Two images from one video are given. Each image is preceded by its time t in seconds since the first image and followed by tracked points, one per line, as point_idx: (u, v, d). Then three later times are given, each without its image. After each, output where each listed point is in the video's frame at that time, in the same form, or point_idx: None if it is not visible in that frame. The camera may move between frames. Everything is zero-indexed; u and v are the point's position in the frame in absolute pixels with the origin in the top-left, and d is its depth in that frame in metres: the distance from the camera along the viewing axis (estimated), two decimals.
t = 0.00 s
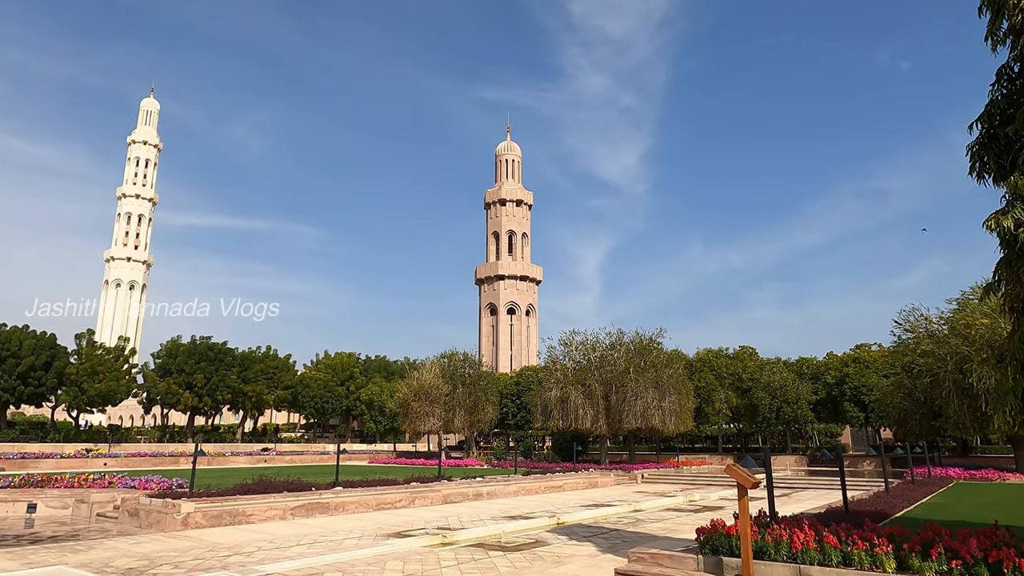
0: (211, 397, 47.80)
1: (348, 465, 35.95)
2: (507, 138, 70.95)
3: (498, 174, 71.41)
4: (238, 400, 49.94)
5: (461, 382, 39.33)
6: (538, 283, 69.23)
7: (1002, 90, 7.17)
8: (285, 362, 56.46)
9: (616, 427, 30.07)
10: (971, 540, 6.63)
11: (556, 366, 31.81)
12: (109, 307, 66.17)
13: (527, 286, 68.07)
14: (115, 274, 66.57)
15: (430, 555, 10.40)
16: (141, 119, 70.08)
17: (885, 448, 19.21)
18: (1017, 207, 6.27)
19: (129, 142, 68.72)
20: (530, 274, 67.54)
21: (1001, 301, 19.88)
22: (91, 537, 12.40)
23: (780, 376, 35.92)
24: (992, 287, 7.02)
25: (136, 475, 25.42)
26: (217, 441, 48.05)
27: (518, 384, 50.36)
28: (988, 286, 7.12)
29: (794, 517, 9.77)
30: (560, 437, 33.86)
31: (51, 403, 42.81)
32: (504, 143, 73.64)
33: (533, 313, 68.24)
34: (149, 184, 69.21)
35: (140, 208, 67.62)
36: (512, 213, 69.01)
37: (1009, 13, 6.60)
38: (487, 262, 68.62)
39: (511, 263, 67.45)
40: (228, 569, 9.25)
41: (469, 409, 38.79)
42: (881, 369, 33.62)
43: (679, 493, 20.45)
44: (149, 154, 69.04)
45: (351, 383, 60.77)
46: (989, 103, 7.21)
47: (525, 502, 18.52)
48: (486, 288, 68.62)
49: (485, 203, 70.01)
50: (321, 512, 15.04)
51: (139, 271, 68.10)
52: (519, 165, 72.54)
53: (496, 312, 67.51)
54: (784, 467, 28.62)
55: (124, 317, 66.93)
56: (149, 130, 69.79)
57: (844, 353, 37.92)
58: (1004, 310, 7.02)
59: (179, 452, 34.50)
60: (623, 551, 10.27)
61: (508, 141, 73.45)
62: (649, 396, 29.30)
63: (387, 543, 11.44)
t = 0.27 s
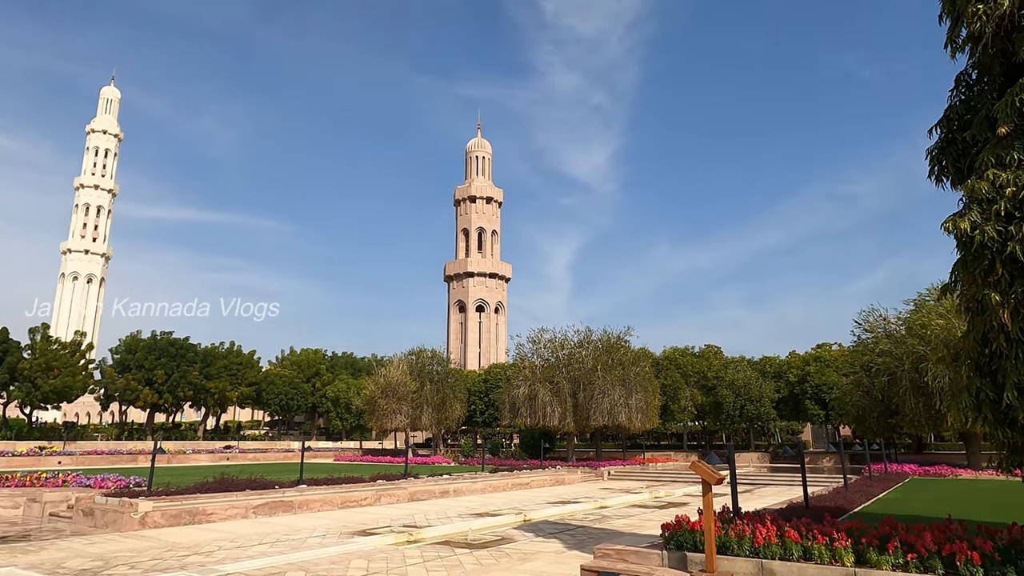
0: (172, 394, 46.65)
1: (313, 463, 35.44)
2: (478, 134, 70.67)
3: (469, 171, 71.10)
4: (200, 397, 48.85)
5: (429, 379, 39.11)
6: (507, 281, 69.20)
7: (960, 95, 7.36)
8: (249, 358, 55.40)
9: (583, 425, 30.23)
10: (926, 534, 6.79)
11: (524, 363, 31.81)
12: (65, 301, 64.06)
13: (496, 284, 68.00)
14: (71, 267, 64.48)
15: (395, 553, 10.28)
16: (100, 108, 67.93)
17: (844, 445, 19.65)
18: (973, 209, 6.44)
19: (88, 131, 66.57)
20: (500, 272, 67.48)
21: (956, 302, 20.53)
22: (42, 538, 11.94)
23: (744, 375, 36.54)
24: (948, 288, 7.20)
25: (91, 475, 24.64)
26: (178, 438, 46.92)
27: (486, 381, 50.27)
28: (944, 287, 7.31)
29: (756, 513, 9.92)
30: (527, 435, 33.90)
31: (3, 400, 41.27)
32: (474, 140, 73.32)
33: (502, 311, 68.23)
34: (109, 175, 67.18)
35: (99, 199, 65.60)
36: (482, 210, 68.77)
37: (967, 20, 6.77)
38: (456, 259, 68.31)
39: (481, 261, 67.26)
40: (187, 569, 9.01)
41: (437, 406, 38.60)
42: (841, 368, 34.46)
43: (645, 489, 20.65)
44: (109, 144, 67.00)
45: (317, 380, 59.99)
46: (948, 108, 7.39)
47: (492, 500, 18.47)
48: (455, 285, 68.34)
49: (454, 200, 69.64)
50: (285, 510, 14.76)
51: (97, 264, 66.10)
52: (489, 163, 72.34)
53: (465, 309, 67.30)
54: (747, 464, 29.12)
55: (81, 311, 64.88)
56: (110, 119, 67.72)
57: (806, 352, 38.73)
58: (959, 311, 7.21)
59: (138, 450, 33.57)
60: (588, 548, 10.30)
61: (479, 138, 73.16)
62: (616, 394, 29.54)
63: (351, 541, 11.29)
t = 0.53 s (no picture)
0: (127, 391, 45.25)
1: (274, 462, 34.77)
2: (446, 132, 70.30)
3: (437, 168, 70.68)
4: (157, 396, 47.51)
5: (394, 377, 38.75)
6: (474, 279, 69.03)
7: (917, 102, 7.55)
8: (209, 356, 54.11)
9: (549, 423, 30.30)
10: (880, 530, 6.94)
11: (490, 362, 31.73)
12: (14, 294, 61.64)
13: (463, 282, 67.77)
14: (22, 260, 62.09)
15: (357, 554, 10.11)
16: (55, 96, 65.55)
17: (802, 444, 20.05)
18: (929, 213, 6.58)
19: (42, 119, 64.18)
20: (467, 270, 67.26)
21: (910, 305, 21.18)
22: None
23: (707, 375, 37.10)
24: (904, 290, 7.37)
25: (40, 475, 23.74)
26: (133, 437, 45.55)
27: (452, 380, 50.04)
28: (900, 289, 7.48)
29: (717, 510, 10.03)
30: (493, 434, 33.81)
31: None
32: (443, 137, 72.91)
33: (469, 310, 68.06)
34: (63, 165, 64.88)
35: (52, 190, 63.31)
36: (450, 208, 68.44)
37: (925, 29, 6.92)
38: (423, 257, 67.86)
39: (448, 259, 66.95)
40: (140, 572, 8.71)
41: (402, 405, 38.27)
42: (800, 368, 35.26)
43: (609, 488, 20.78)
44: (64, 133, 64.72)
45: (280, 378, 58.96)
46: (905, 115, 7.57)
47: (456, 498, 18.36)
48: (421, 282, 67.88)
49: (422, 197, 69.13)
50: (244, 510, 14.42)
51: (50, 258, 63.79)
52: (458, 160, 72.03)
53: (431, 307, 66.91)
54: (710, 462, 29.57)
55: (31, 305, 62.51)
56: (65, 107, 65.40)
57: (766, 353, 39.52)
58: (914, 313, 7.38)
59: (90, 450, 32.46)
60: (552, 547, 10.30)
61: (448, 136, 72.78)
62: (582, 393, 29.69)
63: (312, 541, 11.07)
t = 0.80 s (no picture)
0: (79, 390, 43.71)
1: (233, 463, 33.99)
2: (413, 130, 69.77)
3: (404, 166, 70.07)
4: (111, 394, 46.01)
5: (358, 377, 38.26)
6: (440, 278, 68.67)
7: (877, 110, 7.71)
8: (167, 354, 52.66)
9: (514, 424, 30.29)
10: (837, 529, 7.06)
11: (456, 362, 31.56)
12: None
13: (429, 281, 67.36)
14: None
15: (317, 556, 9.90)
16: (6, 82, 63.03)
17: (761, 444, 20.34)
18: (887, 219, 6.73)
19: None
20: (433, 269, 66.85)
21: (866, 308, 21.77)
22: None
23: (670, 375, 37.58)
24: (862, 293, 7.53)
25: None
26: (84, 437, 44.02)
27: (417, 379, 49.67)
28: (857, 292, 7.63)
29: (678, 510, 10.11)
30: (457, 434, 33.62)
31: None
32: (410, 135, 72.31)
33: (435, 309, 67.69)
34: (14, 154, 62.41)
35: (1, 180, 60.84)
36: (417, 206, 67.93)
37: (885, 39, 7.07)
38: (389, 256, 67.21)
39: (414, 257, 66.44)
40: None
41: (365, 404, 37.83)
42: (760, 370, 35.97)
43: (572, 488, 20.85)
44: (15, 122, 62.29)
45: (240, 377, 57.72)
46: (865, 122, 7.73)
47: (420, 499, 18.19)
48: (387, 281, 67.22)
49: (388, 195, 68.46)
50: (200, 512, 14.01)
51: None
52: (425, 159, 71.53)
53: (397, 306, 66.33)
54: (672, 462, 29.91)
55: None
56: (17, 95, 62.95)
57: (728, 354, 40.21)
58: (871, 316, 7.55)
59: (38, 450, 31.24)
60: (515, 548, 10.25)
61: (415, 134, 72.22)
62: (547, 393, 29.75)
63: (271, 544, 10.81)
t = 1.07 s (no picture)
0: (29, 388, 42.11)
1: (190, 463, 33.14)
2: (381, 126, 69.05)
3: (371, 163, 69.30)
4: (62, 393, 44.42)
5: (321, 376, 37.70)
6: (406, 276, 68.15)
7: (838, 117, 7.87)
8: (122, 351, 51.11)
9: (479, 423, 30.20)
10: (794, 528, 7.18)
11: (421, 361, 31.33)
12: None
13: (396, 280, 66.79)
14: None
15: (276, 558, 9.69)
16: None
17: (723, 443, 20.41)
18: (846, 223, 6.88)
19: None
20: (399, 267, 66.29)
21: (825, 311, 22.32)
22: None
23: (635, 376, 37.97)
24: (821, 296, 7.68)
25: None
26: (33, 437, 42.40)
27: (382, 378, 49.17)
28: (817, 295, 7.79)
29: (641, 509, 10.18)
30: (422, 434, 33.35)
31: None
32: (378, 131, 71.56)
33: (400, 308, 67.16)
34: None
35: None
36: (384, 204, 67.25)
37: (846, 48, 7.21)
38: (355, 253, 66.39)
39: (380, 255, 65.78)
40: None
41: (329, 403, 37.31)
42: (722, 370, 36.60)
43: (536, 487, 20.88)
44: None
45: (199, 375, 56.34)
46: (826, 129, 7.89)
47: (383, 499, 17.97)
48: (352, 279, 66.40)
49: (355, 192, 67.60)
50: (155, 514, 13.59)
51: None
52: (393, 156, 70.87)
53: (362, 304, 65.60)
54: (635, 462, 30.22)
55: None
56: None
57: (691, 355, 40.80)
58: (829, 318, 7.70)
59: None
60: (478, 547, 10.20)
61: (383, 130, 71.49)
62: (512, 392, 29.74)
63: (228, 546, 10.54)
